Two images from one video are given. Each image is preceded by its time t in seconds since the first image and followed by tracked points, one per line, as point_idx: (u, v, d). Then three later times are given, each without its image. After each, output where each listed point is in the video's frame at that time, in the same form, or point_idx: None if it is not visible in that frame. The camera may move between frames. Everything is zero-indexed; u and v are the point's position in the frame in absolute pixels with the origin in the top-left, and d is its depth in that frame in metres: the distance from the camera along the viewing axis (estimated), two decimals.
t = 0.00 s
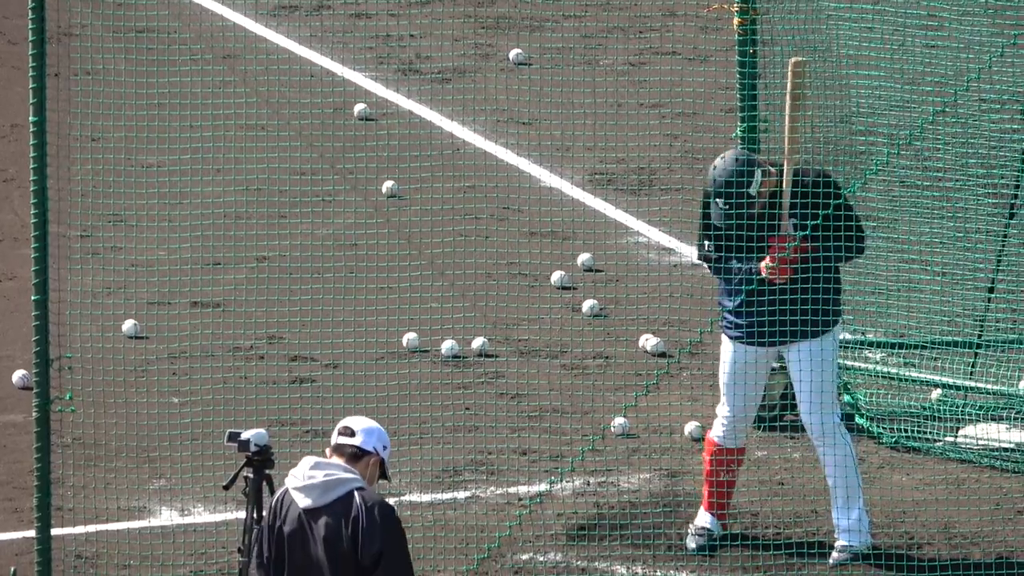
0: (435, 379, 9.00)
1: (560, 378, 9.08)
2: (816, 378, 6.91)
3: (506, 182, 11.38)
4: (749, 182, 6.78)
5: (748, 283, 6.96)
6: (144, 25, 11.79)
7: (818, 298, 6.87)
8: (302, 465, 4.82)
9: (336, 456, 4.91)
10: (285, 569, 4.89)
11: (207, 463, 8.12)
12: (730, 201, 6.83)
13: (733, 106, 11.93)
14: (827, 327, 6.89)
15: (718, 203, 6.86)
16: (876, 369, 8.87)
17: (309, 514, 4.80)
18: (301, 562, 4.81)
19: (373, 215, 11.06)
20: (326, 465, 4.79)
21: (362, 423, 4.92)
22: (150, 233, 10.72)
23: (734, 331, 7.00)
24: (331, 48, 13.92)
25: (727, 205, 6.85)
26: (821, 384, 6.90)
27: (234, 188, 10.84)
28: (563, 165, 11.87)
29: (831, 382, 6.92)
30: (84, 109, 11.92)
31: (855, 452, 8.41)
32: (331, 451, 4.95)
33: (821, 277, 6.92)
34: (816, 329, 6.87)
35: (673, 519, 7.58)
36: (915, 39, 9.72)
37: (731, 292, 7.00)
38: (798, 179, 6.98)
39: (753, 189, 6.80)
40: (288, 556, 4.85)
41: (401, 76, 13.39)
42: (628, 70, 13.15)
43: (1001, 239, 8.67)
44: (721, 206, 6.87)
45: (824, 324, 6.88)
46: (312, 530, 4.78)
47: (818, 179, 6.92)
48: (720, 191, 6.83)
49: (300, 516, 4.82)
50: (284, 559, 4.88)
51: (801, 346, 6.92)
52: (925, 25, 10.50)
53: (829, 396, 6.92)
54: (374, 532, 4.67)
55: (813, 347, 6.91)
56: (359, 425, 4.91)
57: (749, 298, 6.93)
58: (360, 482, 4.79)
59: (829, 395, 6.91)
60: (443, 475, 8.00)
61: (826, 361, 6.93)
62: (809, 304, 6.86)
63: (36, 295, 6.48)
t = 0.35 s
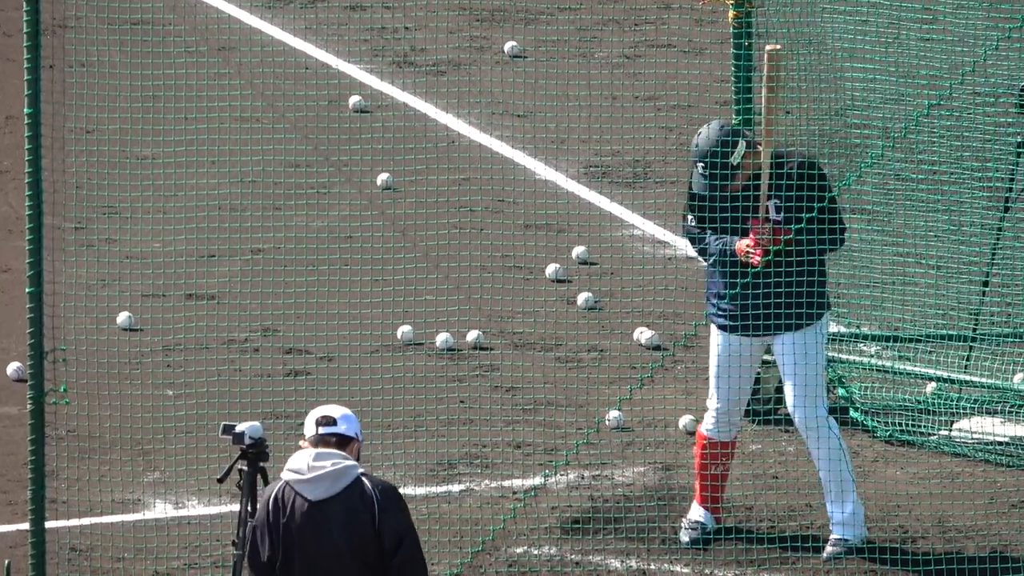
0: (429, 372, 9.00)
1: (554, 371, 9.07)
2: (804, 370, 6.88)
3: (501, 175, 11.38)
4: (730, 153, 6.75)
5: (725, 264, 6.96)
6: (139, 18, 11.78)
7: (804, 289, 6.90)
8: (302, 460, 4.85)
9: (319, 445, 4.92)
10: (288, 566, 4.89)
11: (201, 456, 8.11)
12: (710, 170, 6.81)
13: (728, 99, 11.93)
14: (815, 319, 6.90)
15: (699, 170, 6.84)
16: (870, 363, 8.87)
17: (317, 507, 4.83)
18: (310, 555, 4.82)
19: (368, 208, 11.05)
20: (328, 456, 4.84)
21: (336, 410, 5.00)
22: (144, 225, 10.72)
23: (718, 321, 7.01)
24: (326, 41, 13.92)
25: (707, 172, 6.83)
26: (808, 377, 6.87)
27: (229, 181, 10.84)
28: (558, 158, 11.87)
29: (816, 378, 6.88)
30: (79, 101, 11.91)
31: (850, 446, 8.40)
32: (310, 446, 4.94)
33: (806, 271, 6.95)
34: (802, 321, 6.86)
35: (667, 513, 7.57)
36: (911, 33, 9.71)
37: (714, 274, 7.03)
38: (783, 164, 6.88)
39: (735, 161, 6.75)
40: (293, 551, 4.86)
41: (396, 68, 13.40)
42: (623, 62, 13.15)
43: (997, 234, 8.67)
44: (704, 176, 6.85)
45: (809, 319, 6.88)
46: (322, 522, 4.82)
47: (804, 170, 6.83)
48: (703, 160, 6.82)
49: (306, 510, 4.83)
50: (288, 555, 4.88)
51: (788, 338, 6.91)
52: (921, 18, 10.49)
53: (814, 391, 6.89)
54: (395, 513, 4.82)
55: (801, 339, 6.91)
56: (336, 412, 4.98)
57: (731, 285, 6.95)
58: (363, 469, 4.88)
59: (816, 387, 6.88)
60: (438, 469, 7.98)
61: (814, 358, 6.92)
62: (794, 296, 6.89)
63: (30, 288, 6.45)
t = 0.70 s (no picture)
0: (424, 366, 9.00)
1: (549, 366, 9.07)
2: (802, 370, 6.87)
3: (496, 170, 11.39)
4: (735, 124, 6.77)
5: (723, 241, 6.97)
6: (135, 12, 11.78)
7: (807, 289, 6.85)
8: (318, 460, 4.75)
9: (318, 446, 4.87)
10: (302, 572, 4.75)
11: (196, 450, 8.11)
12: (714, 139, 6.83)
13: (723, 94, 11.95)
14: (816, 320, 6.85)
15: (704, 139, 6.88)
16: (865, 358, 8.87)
17: (337, 507, 4.74)
18: (331, 556, 4.73)
19: (363, 202, 11.07)
20: (343, 454, 4.80)
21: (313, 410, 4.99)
22: (139, 219, 10.72)
23: (718, 314, 6.98)
24: (321, 35, 13.94)
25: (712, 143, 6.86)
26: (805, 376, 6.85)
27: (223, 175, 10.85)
28: (553, 153, 11.89)
29: (818, 377, 6.85)
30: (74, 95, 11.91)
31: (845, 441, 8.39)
32: (306, 450, 4.88)
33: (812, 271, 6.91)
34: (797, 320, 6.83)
35: (662, 508, 7.56)
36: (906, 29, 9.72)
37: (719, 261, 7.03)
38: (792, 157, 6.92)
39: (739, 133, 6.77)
40: (309, 556, 4.74)
41: (391, 63, 13.42)
42: (619, 57, 13.17)
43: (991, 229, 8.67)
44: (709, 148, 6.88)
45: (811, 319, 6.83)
46: (341, 522, 4.74)
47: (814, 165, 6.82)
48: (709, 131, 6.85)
49: (325, 511, 4.73)
50: (303, 560, 4.75)
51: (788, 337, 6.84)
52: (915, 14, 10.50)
53: (814, 390, 6.86)
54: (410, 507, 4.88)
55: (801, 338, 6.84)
56: (325, 412, 4.96)
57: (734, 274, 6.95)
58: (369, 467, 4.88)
59: (814, 386, 6.86)
60: (433, 463, 7.97)
61: (813, 354, 6.88)
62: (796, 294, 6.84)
63: (26, 282, 6.42)
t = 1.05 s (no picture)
0: (418, 360, 9.00)
1: (544, 360, 9.07)
2: (785, 363, 6.89)
3: (491, 165, 11.40)
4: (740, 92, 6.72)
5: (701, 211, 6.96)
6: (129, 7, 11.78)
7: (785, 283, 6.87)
8: (347, 462, 4.79)
9: (342, 449, 4.89)
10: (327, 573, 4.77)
11: (190, 444, 8.10)
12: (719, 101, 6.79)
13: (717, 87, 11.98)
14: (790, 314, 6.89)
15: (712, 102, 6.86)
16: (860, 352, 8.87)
17: (365, 510, 4.79)
18: (357, 558, 4.77)
19: (357, 196, 11.08)
20: (371, 458, 4.84)
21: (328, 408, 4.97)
22: (134, 214, 10.72)
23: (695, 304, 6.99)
24: (316, 29, 13.96)
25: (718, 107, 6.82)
26: (789, 369, 6.88)
27: (219, 170, 10.85)
28: (548, 147, 11.90)
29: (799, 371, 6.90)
30: (68, 90, 11.91)
31: (840, 435, 8.39)
32: (330, 451, 4.90)
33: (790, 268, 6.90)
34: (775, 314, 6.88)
35: (657, 502, 7.55)
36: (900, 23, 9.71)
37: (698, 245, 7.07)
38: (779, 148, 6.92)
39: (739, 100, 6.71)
40: (334, 558, 4.76)
41: (386, 57, 13.46)
42: (613, 51, 13.20)
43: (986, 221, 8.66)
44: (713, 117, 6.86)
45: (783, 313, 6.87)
46: (368, 525, 4.78)
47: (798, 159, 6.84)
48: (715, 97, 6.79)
49: (353, 514, 4.76)
50: (328, 561, 4.77)
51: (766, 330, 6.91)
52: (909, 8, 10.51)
53: (796, 384, 6.91)
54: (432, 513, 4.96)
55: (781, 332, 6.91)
56: (346, 411, 4.97)
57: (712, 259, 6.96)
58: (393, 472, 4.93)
59: (796, 380, 6.92)
60: (427, 457, 7.95)
61: (794, 348, 6.92)
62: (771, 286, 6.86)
63: (20, 276, 6.36)
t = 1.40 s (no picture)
0: (414, 356, 9.01)
1: (541, 356, 9.07)
2: (783, 359, 6.86)
3: (488, 161, 11.43)
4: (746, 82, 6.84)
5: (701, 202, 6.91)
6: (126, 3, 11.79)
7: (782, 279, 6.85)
8: (359, 459, 4.74)
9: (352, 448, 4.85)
10: (336, 571, 4.70)
11: (187, 440, 8.10)
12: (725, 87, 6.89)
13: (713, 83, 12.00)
14: (788, 309, 6.86)
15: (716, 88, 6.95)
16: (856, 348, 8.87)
17: (376, 507, 4.72)
18: (367, 556, 4.70)
19: (353, 192, 11.10)
20: (382, 455, 4.79)
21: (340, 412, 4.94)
22: (131, 209, 10.73)
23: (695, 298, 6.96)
24: (312, 25, 13.98)
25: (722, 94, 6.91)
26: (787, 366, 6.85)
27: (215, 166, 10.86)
28: (544, 143, 11.92)
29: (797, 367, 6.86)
30: (65, 86, 11.92)
31: (837, 431, 8.38)
32: (339, 451, 4.86)
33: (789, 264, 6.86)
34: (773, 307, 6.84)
35: (654, 498, 7.53)
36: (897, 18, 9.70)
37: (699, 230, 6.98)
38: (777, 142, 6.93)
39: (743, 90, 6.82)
40: (344, 557, 4.69)
41: (382, 53, 13.53)
42: (609, 46, 13.23)
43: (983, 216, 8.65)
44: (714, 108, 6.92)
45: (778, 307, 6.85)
46: (379, 523, 4.71)
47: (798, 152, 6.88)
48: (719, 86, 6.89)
49: (364, 511, 4.70)
50: (338, 560, 4.70)
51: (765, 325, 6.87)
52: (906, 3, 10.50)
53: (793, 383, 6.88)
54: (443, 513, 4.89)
55: (780, 327, 6.88)
56: (354, 412, 4.95)
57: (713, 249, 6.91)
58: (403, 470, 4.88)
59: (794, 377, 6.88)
60: (424, 453, 7.95)
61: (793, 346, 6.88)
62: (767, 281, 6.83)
63: (17, 272, 6.34)
